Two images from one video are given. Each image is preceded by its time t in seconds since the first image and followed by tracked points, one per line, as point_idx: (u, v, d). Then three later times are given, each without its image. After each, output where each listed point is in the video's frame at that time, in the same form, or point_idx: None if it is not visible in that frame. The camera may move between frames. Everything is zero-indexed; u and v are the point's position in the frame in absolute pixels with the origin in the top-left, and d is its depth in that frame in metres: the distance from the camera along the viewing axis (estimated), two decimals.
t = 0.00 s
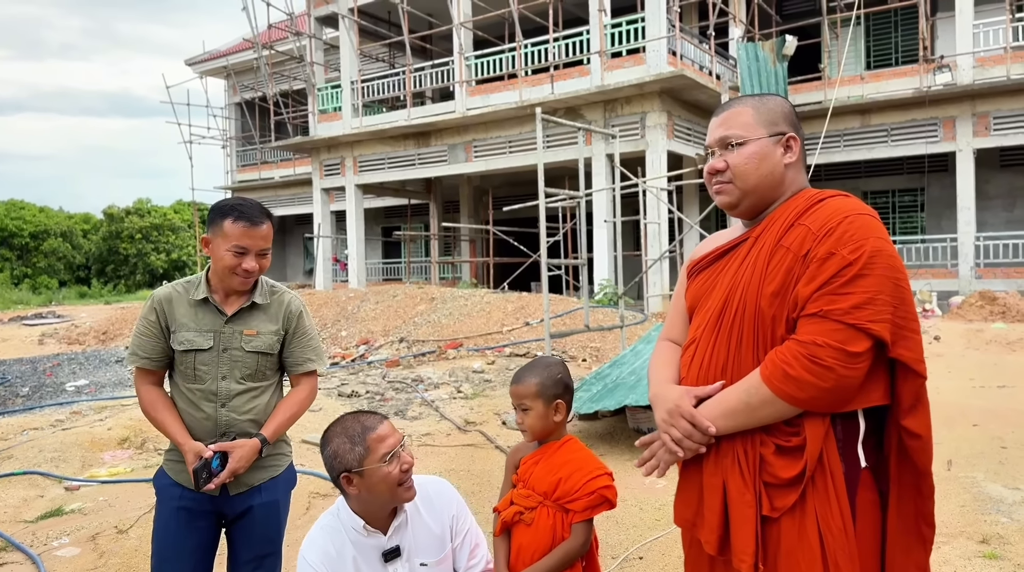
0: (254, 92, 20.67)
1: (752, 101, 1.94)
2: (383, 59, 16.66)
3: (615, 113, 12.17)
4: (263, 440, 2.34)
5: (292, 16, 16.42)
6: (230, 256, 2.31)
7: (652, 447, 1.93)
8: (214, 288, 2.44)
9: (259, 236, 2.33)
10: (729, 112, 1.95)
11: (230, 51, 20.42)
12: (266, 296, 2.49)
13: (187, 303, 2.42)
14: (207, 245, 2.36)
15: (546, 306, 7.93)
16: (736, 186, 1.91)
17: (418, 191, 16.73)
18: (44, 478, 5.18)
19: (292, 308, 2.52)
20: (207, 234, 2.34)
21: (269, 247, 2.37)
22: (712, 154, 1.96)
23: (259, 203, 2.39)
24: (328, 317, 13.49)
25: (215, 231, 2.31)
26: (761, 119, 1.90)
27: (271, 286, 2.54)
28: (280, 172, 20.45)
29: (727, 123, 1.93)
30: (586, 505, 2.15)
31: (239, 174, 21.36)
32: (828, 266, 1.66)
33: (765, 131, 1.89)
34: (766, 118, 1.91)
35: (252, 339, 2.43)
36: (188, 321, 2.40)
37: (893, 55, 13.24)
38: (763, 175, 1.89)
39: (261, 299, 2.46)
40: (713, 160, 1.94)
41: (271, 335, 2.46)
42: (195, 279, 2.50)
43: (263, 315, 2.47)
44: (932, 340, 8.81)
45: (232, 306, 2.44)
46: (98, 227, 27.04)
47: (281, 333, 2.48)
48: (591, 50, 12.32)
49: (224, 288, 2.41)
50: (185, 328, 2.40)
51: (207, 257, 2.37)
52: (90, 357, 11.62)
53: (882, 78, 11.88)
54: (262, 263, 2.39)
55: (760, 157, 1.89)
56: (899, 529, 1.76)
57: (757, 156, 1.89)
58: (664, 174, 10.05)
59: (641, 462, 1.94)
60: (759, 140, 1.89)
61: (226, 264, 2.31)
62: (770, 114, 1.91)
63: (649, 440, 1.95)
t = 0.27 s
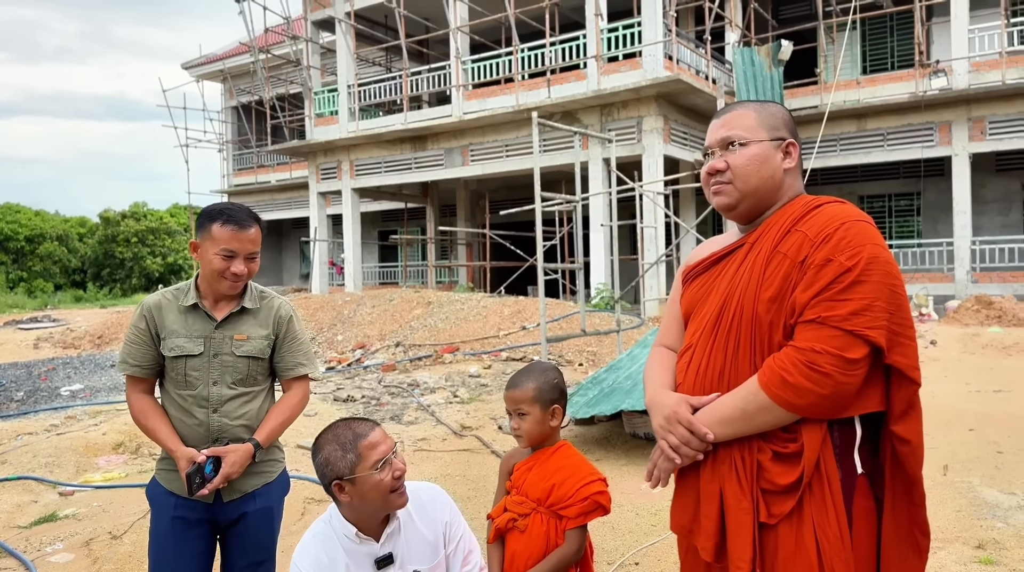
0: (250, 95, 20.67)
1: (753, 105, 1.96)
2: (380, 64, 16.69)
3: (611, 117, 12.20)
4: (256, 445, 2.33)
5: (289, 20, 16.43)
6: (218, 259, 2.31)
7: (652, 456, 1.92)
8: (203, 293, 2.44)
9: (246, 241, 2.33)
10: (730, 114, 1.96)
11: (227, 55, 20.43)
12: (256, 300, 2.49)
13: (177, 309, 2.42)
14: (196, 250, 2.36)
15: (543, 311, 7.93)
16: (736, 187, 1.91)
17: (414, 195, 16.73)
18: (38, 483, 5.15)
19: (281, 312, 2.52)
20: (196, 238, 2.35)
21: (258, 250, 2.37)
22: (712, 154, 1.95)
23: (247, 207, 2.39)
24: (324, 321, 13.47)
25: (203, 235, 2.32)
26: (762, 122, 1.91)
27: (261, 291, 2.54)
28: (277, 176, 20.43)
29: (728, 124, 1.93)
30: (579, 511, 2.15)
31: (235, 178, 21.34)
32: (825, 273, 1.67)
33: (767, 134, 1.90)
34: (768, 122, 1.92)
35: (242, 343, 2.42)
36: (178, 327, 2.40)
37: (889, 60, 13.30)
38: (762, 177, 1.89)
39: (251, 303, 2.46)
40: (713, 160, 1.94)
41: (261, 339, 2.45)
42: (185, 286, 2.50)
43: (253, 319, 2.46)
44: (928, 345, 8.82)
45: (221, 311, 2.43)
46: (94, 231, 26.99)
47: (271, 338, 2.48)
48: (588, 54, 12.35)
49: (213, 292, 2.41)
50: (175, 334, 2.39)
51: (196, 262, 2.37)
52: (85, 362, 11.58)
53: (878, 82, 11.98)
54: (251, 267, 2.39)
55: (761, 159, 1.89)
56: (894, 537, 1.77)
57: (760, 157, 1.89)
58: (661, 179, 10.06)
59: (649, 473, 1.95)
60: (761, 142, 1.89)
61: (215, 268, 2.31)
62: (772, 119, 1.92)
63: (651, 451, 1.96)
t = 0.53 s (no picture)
0: (248, 99, 20.68)
1: (756, 110, 1.98)
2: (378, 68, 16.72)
3: (609, 122, 12.23)
4: (248, 444, 2.35)
5: (287, 24, 16.46)
6: (204, 256, 2.33)
7: (653, 462, 1.93)
8: (189, 295, 2.44)
9: (230, 237, 2.36)
10: (734, 116, 1.98)
11: (225, 59, 20.45)
12: (240, 302, 2.51)
13: (161, 312, 2.41)
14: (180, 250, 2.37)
15: (540, 314, 7.94)
16: (737, 186, 1.91)
17: (412, 199, 16.75)
18: (35, 487, 5.15)
19: (265, 314, 2.56)
20: (179, 238, 2.37)
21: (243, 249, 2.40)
22: (715, 152, 1.96)
23: (228, 207, 2.42)
24: (322, 325, 13.47)
25: (187, 234, 2.33)
26: (768, 126, 1.93)
27: (243, 293, 2.57)
28: (275, 179, 20.44)
29: (734, 124, 1.95)
30: (575, 516, 2.16)
31: (233, 182, 21.34)
32: (825, 278, 1.68)
33: (770, 136, 1.91)
34: (772, 126, 1.93)
35: (229, 344, 2.44)
36: (164, 329, 2.39)
37: (885, 64, 13.36)
38: (764, 178, 1.91)
39: (236, 304, 2.49)
40: (715, 159, 1.95)
41: (248, 339, 2.47)
42: (167, 290, 2.50)
43: (238, 320, 2.49)
44: (925, 349, 8.85)
45: (207, 313, 2.45)
46: (91, 234, 26.98)
47: (258, 338, 2.50)
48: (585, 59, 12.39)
49: (199, 294, 2.42)
50: (161, 337, 2.38)
51: (181, 263, 2.38)
52: (82, 365, 11.56)
53: (874, 87, 12.05)
54: (236, 265, 2.42)
55: (764, 161, 1.90)
56: (893, 541, 1.78)
57: (762, 159, 1.90)
58: (658, 183, 10.09)
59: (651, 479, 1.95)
60: (766, 143, 1.91)
61: (202, 267, 2.33)
62: (775, 123, 1.94)
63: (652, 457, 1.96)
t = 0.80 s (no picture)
0: (247, 103, 20.70)
1: (754, 115, 1.99)
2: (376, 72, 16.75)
3: (607, 125, 12.25)
4: (235, 448, 2.35)
5: (287, 28, 16.49)
6: (192, 259, 2.33)
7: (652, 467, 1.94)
8: (175, 298, 2.44)
9: (218, 239, 2.36)
10: (732, 122, 1.99)
11: (223, 62, 20.48)
12: (226, 305, 2.51)
13: (147, 315, 2.41)
14: (167, 253, 2.37)
15: (539, 318, 7.94)
16: (735, 189, 1.92)
17: (411, 203, 16.76)
18: (32, 491, 5.13)
19: (250, 317, 2.56)
20: (166, 241, 2.36)
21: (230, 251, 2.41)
22: (713, 155, 1.97)
23: (216, 211, 2.43)
24: (320, 329, 13.46)
25: (175, 237, 2.33)
26: (766, 130, 1.95)
27: (229, 296, 2.57)
28: (273, 183, 20.45)
29: (733, 128, 1.96)
30: (573, 520, 2.16)
31: (231, 185, 21.34)
32: (823, 282, 1.69)
33: (768, 141, 1.93)
34: (770, 131, 1.95)
35: (216, 347, 2.44)
36: (150, 333, 2.39)
37: (883, 69, 13.41)
38: (762, 182, 1.92)
39: (222, 307, 2.49)
40: (713, 161, 1.95)
41: (234, 343, 2.48)
42: (153, 292, 2.49)
43: (224, 324, 2.49)
44: (922, 352, 8.87)
45: (193, 316, 2.44)
46: (90, 238, 26.98)
47: (244, 341, 2.51)
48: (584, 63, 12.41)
49: (185, 297, 2.42)
50: (147, 341, 2.38)
51: (167, 266, 2.38)
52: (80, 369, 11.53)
53: (872, 91, 12.09)
54: (223, 268, 2.42)
55: (761, 164, 1.91)
56: (892, 543, 1.78)
57: (760, 162, 1.91)
58: (656, 187, 10.10)
59: (648, 482, 1.96)
60: (763, 147, 1.92)
61: (189, 270, 2.33)
62: (773, 129, 1.96)
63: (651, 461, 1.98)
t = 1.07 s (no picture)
0: (246, 105, 20.70)
1: (752, 118, 1.97)
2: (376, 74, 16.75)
3: (606, 128, 12.25)
4: (223, 454, 2.32)
5: (286, 31, 16.48)
6: (177, 268, 2.30)
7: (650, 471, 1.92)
8: (160, 303, 2.41)
9: (203, 247, 2.33)
10: (731, 124, 1.97)
11: (222, 65, 20.47)
12: (212, 309, 2.49)
13: (133, 320, 2.38)
14: (151, 260, 2.34)
15: (538, 321, 7.92)
16: (733, 192, 1.90)
17: (409, 205, 16.75)
18: (30, 494, 5.10)
19: (237, 320, 2.53)
20: (149, 249, 2.33)
21: (215, 257, 2.38)
22: (712, 159, 1.95)
23: (200, 216, 2.38)
24: (319, 331, 13.44)
25: (159, 244, 2.30)
26: (763, 134, 1.92)
27: (216, 299, 2.54)
28: (272, 186, 20.44)
29: (730, 131, 1.94)
30: (569, 524, 2.14)
31: (230, 188, 21.32)
32: (821, 284, 1.67)
33: (766, 145, 1.91)
34: (768, 134, 1.93)
35: (202, 352, 2.41)
36: (136, 338, 2.36)
37: (882, 72, 13.42)
38: (761, 185, 1.89)
39: (208, 311, 2.46)
40: (712, 165, 1.93)
41: (221, 347, 2.45)
42: (138, 296, 2.46)
43: (211, 328, 2.46)
44: (923, 355, 8.86)
45: (180, 321, 2.42)
46: (88, 240, 26.96)
47: (231, 346, 2.48)
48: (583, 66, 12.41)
49: (171, 302, 2.39)
50: (133, 346, 2.36)
51: (151, 273, 2.36)
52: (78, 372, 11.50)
53: (871, 94, 12.10)
54: (209, 274, 2.39)
55: (760, 167, 1.89)
56: (891, 546, 1.76)
57: (758, 165, 1.89)
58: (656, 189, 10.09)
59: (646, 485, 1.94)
60: (760, 151, 1.90)
61: (174, 277, 2.30)
62: (771, 132, 1.93)
63: (649, 464, 1.95)
